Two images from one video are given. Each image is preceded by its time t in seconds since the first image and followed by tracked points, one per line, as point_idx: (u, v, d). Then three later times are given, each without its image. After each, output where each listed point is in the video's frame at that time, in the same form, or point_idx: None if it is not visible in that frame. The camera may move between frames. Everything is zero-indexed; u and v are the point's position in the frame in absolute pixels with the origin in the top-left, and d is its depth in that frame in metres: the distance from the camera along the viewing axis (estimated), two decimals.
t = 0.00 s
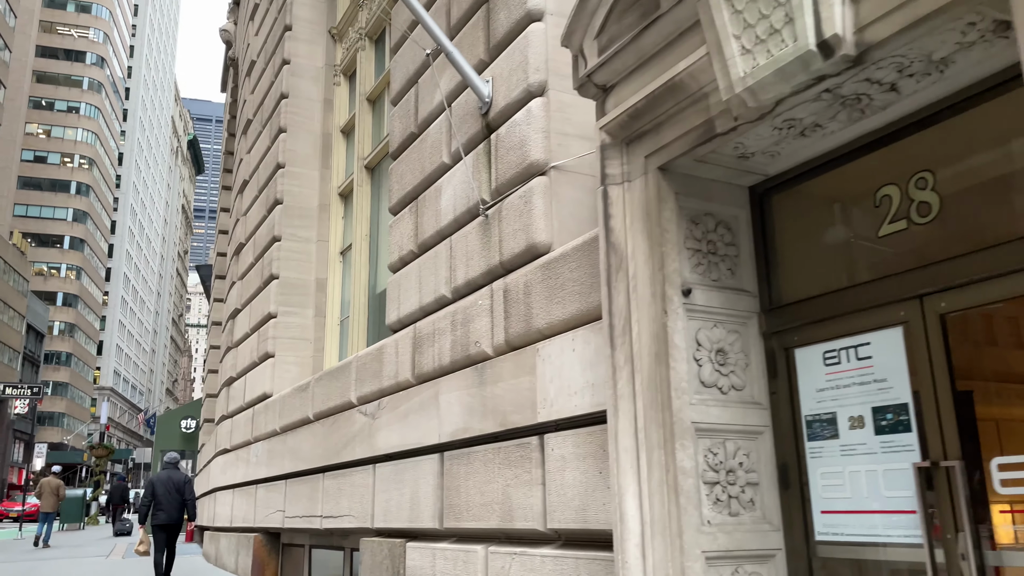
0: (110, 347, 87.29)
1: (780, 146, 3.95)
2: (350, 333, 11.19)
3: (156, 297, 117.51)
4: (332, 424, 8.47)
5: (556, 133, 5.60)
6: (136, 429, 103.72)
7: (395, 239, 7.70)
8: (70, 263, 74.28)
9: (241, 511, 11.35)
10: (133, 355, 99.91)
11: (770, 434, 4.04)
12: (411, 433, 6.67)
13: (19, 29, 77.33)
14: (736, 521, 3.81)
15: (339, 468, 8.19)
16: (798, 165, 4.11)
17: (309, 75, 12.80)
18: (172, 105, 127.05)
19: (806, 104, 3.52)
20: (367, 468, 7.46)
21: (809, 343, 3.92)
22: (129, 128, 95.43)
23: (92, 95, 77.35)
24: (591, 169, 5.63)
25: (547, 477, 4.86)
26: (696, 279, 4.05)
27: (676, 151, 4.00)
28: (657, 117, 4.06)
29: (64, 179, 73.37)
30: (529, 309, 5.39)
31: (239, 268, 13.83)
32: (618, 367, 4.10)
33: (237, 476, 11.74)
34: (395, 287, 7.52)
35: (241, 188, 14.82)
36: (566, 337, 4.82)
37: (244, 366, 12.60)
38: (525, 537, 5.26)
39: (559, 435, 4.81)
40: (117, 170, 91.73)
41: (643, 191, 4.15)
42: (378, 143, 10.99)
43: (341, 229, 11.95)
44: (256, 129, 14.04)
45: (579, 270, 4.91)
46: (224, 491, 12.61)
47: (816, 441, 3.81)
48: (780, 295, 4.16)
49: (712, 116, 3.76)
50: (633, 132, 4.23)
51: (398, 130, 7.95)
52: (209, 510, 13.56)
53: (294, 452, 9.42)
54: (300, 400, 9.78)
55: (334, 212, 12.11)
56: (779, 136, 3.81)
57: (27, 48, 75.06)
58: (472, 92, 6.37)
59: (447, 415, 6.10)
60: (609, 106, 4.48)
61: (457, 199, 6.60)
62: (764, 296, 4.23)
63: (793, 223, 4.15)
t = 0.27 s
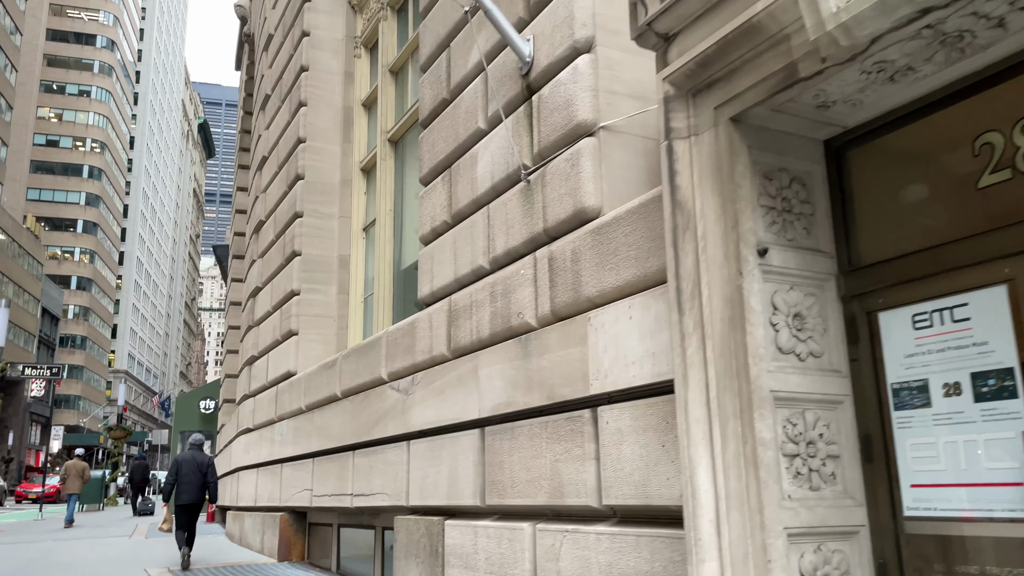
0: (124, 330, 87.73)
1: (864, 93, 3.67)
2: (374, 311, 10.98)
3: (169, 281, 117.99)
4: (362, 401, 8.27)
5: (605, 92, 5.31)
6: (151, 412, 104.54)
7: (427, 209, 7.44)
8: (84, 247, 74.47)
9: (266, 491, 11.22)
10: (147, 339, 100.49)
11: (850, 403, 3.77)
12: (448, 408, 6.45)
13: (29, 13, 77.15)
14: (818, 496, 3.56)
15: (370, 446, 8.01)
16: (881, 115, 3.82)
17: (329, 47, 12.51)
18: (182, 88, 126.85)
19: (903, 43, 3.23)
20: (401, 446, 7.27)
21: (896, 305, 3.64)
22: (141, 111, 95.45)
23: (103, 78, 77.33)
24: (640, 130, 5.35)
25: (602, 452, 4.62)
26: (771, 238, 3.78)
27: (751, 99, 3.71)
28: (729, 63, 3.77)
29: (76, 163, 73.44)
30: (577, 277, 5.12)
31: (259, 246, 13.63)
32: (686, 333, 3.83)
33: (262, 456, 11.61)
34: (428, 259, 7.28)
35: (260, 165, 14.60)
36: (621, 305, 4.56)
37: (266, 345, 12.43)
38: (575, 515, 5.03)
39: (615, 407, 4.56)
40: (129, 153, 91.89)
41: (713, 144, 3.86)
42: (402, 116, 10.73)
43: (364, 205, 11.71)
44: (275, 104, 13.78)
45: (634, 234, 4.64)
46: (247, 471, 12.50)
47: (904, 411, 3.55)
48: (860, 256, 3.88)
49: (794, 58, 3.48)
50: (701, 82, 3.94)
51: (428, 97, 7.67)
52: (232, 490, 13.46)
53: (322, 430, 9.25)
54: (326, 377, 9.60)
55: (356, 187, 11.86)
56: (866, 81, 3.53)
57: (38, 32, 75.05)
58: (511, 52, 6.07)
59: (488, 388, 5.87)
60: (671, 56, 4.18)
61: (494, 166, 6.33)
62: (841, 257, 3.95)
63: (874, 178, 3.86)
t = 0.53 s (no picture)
0: (139, 316, 88.17)
1: (969, 46, 3.36)
2: (402, 294, 10.73)
3: (183, 267, 118.43)
4: (394, 385, 8.04)
5: (662, 56, 4.99)
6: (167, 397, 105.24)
7: (463, 186, 7.15)
8: (98, 233, 74.60)
9: (292, 476, 11.06)
10: (162, 325, 101.01)
11: (950, 384, 3.48)
12: (489, 392, 6.19)
13: None
14: (919, 485, 3.28)
15: (404, 431, 7.79)
16: (985, 71, 3.50)
17: (351, 24, 12.19)
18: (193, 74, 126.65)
19: None
20: (438, 430, 7.03)
21: (1004, 278, 3.34)
22: (152, 97, 95.47)
23: (115, 64, 77.28)
24: (699, 96, 5.04)
25: (665, 438, 4.33)
26: (864, 207, 3.49)
27: (844, 55, 3.40)
28: (818, 16, 3.45)
29: (90, 149, 73.53)
30: (634, 253, 4.82)
31: (281, 228, 13.40)
32: (769, 310, 3.53)
33: (288, 441, 11.44)
34: (465, 238, 7.00)
35: (280, 146, 14.35)
36: (687, 281, 4.26)
37: (290, 329, 12.23)
38: (633, 503, 4.77)
39: (679, 390, 4.27)
40: (142, 140, 92.04)
41: (799, 104, 3.56)
42: (429, 92, 10.41)
43: (389, 184, 11.43)
44: (295, 83, 13.50)
45: (700, 206, 4.33)
46: (272, 456, 12.34)
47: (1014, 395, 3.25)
48: (960, 226, 3.57)
49: (897, 7, 3.16)
50: (784, 38, 3.63)
51: (462, 69, 7.37)
52: (257, 475, 13.33)
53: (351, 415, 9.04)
54: (355, 360, 9.38)
55: (381, 167, 11.59)
56: (975, 30, 3.22)
57: (49, 18, 75.01)
58: (557, 16, 5.73)
59: (534, 371, 5.60)
60: (749, 12, 3.87)
61: (538, 138, 6.02)
62: (937, 228, 3.64)
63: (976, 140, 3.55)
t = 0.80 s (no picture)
0: (155, 301, 88.53)
1: None
2: (429, 272, 10.47)
3: (197, 253, 118.78)
4: (427, 363, 7.78)
5: (725, 5, 4.65)
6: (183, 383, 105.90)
7: (500, 155, 6.85)
8: (113, 219, 74.82)
9: (319, 458, 10.86)
10: (177, 310, 101.44)
11: None
12: (532, 368, 5.92)
13: None
14: None
15: (438, 410, 7.54)
16: None
17: None
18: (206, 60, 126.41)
19: None
20: (476, 409, 6.78)
21: None
22: (165, 83, 95.43)
23: (128, 49, 77.18)
24: (765, 49, 4.71)
25: (737, 412, 4.04)
26: (972, 155, 3.17)
27: None
28: None
29: (104, 135, 73.56)
30: (697, 216, 4.52)
31: (303, 207, 13.14)
32: (867, 270, 3.22)
33: (314, 422, 11.24)
34: (503, 208, 6.70)
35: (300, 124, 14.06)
36: (762, 244, 3.96)
37: (314, 309, 11.99)
38: (695, 483, 4.49)
39: (754, 361, 3.97)
40: (155, 125, 92.10)
41: (900, 43, 3.23)
42: (457, 63, 10.08)
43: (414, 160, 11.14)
44: (316, 58, 13.18)
45: (775, 163, 4.02)
46: (297, 438, 12.17)
47: None
48: None
49: None
50: None
51: (499, 32, 7.04)
52: (281, 457, 13.16)
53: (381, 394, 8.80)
54: (384, 339, 9.14)
55: (406, 142, 11.29)
56: None
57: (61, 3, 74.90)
58: None
59: (583, 345, 5.31)
60: None
61: (584, 100, 5.70)
62: None
63: None
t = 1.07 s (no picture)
0: (170, 290, 88.83)
1: None
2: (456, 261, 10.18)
3: (212, 242, 119.07)
4: (459, 353, 7.50)
5: None
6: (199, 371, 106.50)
7: (538, 135, 6.52)
8: (128, 208, 75.04)
9: (344, 448, 10.64)
10: (192, 300, 101.88)
11: None
12: (577, 358, 5.62)
13: None
14: None
15: (472, 402, 7.27)
16: None
17: None
18: (218, 48, 126.26)
19: None
20: (514, 400, 6.49)
21: None
22: (178, 72, 95.43)
23: (140, 39, 77.13)
24: (838, 15, 4.37)
25: (817, 406, 3.73)
26: None
27: None
28: None
29: (118, 124, 73.61)
30: (767, 195, 4.19)
31: (324, 193, 12.87)
32: (980, 250, 2.90)
33: (339, 412, 11.01)
34: (542, 190, 6.38)
35: (320, 108, 13.77)
36: (845, 223, 3.64)
37: (338, 297, 11.74)
38: (763, 482, 4.20)
39: (836, 352, 3.66)
40: (169, 115, 92.17)
41: None
42: (484, 42, 9.73)
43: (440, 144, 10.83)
44: (337, 41, 12.87)
45: (860, 135, 3.68)
46: (320, 428, 11.97)
47: None
48: None
49: None
50: None
51: (537, 5, 6.69)
52: (305, 448, 12.96)
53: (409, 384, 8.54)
54: (412, 327, 8.86)
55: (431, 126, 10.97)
56: None
57: None
58: None
59: (635, 334, 5.00)
60: None
61: (634, 74, 5.36)
62: None
63: None
